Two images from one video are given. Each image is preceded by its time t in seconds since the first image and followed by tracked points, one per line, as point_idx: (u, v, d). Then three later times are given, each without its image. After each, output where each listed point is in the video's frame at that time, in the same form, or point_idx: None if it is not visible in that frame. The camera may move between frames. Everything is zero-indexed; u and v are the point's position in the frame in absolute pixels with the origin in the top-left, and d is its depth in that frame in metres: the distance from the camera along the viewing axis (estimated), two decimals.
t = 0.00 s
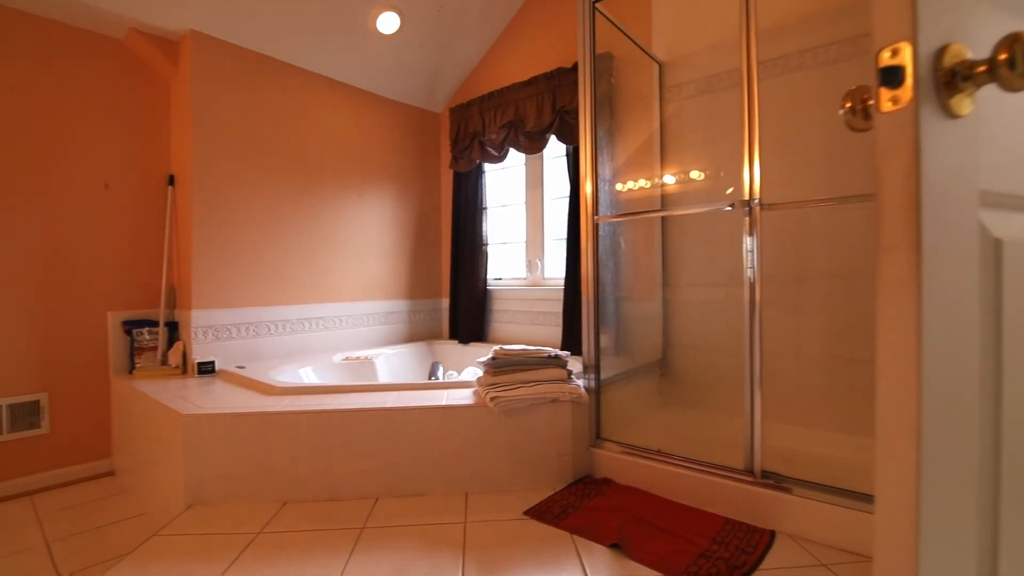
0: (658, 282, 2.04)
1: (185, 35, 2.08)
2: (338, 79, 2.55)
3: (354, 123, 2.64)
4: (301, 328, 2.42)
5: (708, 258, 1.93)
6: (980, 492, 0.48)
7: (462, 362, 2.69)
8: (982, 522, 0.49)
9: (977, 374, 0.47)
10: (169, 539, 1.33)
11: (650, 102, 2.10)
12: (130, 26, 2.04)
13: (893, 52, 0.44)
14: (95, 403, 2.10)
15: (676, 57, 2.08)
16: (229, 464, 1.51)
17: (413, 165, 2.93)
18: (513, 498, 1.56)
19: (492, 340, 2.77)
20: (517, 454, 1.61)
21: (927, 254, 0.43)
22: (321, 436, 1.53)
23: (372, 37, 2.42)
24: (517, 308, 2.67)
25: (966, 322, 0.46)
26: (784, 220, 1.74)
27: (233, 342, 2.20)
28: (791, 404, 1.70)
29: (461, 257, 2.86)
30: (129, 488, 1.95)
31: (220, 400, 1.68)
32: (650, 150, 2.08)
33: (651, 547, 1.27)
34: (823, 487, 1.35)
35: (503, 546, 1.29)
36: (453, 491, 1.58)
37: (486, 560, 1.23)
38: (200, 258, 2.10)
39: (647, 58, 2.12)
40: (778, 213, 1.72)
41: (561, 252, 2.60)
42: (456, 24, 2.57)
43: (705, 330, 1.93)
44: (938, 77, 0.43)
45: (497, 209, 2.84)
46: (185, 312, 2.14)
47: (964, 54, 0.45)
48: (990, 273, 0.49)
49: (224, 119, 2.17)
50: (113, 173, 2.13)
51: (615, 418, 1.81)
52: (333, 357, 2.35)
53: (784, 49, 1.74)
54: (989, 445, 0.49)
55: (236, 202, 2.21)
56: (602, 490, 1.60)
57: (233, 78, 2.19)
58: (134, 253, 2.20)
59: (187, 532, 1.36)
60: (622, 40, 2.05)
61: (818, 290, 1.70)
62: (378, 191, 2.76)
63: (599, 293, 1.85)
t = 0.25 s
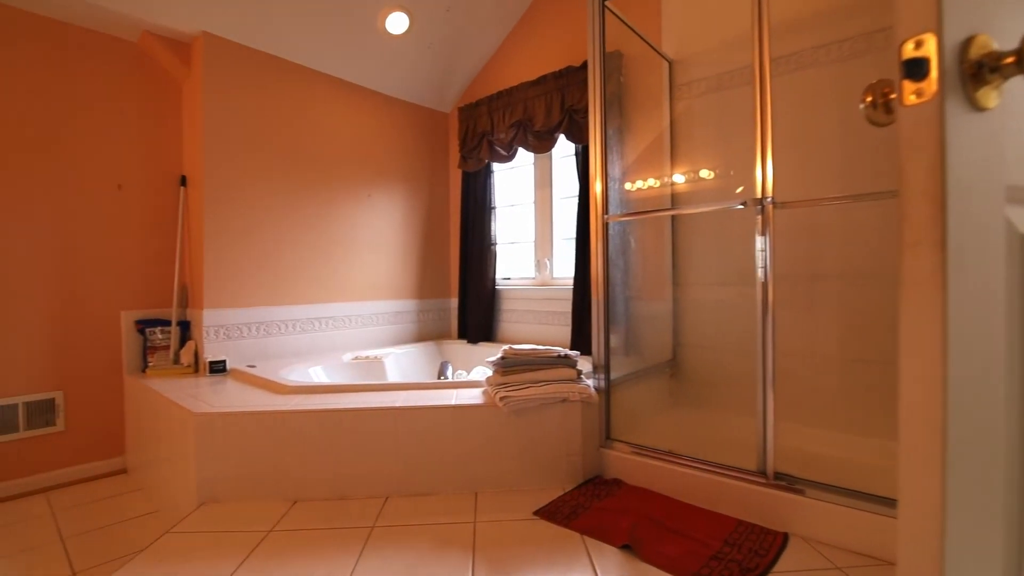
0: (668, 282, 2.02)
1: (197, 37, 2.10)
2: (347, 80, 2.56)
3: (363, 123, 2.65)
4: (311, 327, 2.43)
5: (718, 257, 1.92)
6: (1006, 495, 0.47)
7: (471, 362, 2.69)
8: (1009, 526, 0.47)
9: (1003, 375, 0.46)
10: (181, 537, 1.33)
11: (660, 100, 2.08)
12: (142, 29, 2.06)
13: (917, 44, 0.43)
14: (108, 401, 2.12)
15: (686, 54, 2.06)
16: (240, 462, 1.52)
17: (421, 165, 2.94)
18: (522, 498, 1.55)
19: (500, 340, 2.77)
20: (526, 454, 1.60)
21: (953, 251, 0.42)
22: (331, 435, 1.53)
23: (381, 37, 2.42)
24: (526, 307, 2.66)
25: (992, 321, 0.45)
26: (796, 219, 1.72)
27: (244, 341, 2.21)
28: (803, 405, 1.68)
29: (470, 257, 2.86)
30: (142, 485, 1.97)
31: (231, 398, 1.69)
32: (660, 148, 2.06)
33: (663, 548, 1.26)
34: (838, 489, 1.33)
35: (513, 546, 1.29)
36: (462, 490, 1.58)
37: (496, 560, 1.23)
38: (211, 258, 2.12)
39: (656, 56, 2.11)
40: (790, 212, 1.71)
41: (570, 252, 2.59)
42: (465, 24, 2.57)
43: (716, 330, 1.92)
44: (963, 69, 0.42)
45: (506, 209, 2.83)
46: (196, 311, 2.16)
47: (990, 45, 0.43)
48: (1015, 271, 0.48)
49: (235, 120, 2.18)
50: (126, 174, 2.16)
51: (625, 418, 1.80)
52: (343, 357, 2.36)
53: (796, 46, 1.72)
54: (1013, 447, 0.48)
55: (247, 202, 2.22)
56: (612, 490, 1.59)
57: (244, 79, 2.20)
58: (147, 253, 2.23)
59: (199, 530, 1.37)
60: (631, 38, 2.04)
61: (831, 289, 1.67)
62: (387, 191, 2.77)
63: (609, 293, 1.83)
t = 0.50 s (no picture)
0: (679, 281, 2.01)
1: (209, 39, 2.12)
2: (357, 80, 2.58)
3: (372, 123, 2.66)
4: (321, 327, 2.45)
5: (730, 257, 1.90)
6: None
7: (481, 362, 2.69)
8: None
9: None
10: (194, 534, 1.35)
11: (670, 99, 2.07)
12: (156, 31, 2.08)
13: (943, 36, 0.41)
14: (123, 400, 2.15)
15: (697, 52, 2.05)
16: (252, 460, 1.53)
17: (430, 165, 2.94)
18: (532, 498, 1.55)
19: (509, 339, 2.77)
20: (536, 454, 1.60)
21: (980, 249, 0.41)
22: (342, 434, 1.54)
23: (390, 38, 2.43)
24: (535, 307, 2.66)
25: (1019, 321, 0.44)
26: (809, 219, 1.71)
27: (255, 340, 2.23)
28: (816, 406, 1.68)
29: (479, 257, 2.86)
30: (155, 482, 1.99)
31: (243, 397, 1.71)
32: (671, 147, 2.05)
33: (674, 550, 1.25)
34: (852, 491, 1.31)
35: (523, 546, 1.28)
36: (472, 490, 1.58)
37: (506, 560, 1.23)
38: (223, 258, 2.14)
39: (667, 53, 2.09)
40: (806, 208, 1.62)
41: (580, 251, 2.58)
42: (474, 24, 2.57)
43: (728, 330, 1.90)
44: (990, 62, 0.41)
45: (515, 209, 2.83)
46: (209, 311, 2.18)
47: (1018, 38, 0.42)
48: None
49: (247, 121, 2.20)
50: (140, 175, 2.19)
51: (635, 419, 1.79)
52: (353, 356, 2.37)
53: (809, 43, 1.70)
54: None
55: (258, 203, 2.24)
56: (623, 491, 1.58)
57: (255, 81, 2.22)
58: (160, 253, 2.25)
59: (212, 527, 1.38)
60: (641, 37, 2.03)
61: (846, 289, 1.65)
62: (396, 191, 2.78)
63: (619, 293, 1.82)
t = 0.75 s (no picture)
0: (690, 280, 1.99)
1: (220, 40, 2.14)
2: (366, 80, 2.58)
3: (382, 123, 2.67)
4: (331, 326, 2.46)
5: (742, 256, 1.88)
6: None
7: (489, 361, 2.69)
8: None
9: None
10: (206, 531, 1.36)
11: (681, 96, 2.05)
12: (169, 32, 2.10)
13: (971, 26, 0.41)
14: (136, 397, 2.18)
15: (708, 50, 2.03)
16: (263, 458, 1.54)
17: (439, 164, 2.94)
18: (542, 498, 1.54)
19: (518, 339, 2.77)
20: (546, 453, 1.59)
21: (1012, 245, 0.40)
22: (352, 433, 1.54)
23: (400, 38, 2.44)
24: (545, 306, 2.65)
25: None
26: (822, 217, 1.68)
27: (266, 339, 2.25)
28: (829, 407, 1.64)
29: (488, 256, 2.86)
30: (168, 479, 2.01)
31: (254, 395, 1.72)
32: (682, 145, 2.03)
33: (685, 552, 1.24)
34: (867, 494, 1.30)
35: (533, 546, 1.28)
36: (481, 489, 1.58)
37: (516, 559, 1.22)
38: (234, 258, 2.15)
39: (678, 51, 2.08)
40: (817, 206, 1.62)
41: (589, 251, 2.57)
42: (483, 23, 2.57)
43: (739, 330, 1.88)
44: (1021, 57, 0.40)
45: (524, 208, 2.82)
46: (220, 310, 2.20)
47: None
48: None
49: (258, 121, 2.21)
50: (153, 175, 2.21)
51: (646, 419, 1.77)
52: (363, 355, 2.38)
53: (822, 39, 1.68)
54: None
55: (269, 202, 2.25)
56: (633, 492, 1.57)
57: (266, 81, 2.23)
58: (173, 252, 2.27)
59: (224, 524, 1.39)
60: (652, 34, 2.01)
61: (860, 289, 1.63)
62: (405, 191, 2.79)
63: (629, 292, 1.81)
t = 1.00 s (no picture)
0: (701, 280, 1.98)
1: (233, 41, 2.15)
2: (376, 81, 2.59)
3: (392, 123, 2.68)
4: (342, 325, 2.47)
5: (755, 255, 1.86)
6: None
7: (499, 361, 2.69)
8: None
9: None
10: (219, 528, 1.37)
11: (692, 95, 2.03)
12: (182, 34, 2.12)
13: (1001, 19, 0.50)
14: (151, 395, 2.20)
15: (720, 47, 2.01)
16: (275, 457, 1.55)
17: (449, 164, 2.95)
18: (553, 498, 1.54)
19: (528, 338, 2.76)
20: (556, 454, 1.59)
21: None
22: (362, 432, 1.55)
23: (410, 38, 2.44)
24: (554, 306, 2.64)
25: None
26: (837, 216, 1.66)
27: (278, 338, 2.27)
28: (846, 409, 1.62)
29: (497, 256, 2.86)
30: (181, 477, 2.03)
31: (266, 394, 1.73)
32: (693, 143, 2.01)
33: (699, 554, 1.23)
34: (885, 497, 1.28)
35: (544, 546, 1.27)
36: (492, 489, 1.58)
37: (527, 559, 1.22)
38: (246, 257, 2.17)
39: (689, 49, 2.06)
40: (833, 205, 1.61)
41: (599, 250, 2.56)
42: (493, 22, 2.56)
43: (752, 330, 1.86)
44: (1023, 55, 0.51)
45: (534, 207, 2.82)
46: (232, 309, 2.22)
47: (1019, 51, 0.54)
48: None
49: (269, 121, 2.23)
50: (166, 176, 2.23)
51: (657, 420, 1.76)
52: (373, 354, 2.39)
53: (837, 36, 1.66)
54: None
55: (280, 202, 2.27)
56: (645, 493, 1.56)
57: (277, 82, 2.25)
58: (186, 252, 2.30)
59: (236, 522, 1.40)
60: (663, 32, 2.00)
61: (876, 288, 1.61)
62: (415, 190, 2.79)
63: (640, 292, 1.80)
